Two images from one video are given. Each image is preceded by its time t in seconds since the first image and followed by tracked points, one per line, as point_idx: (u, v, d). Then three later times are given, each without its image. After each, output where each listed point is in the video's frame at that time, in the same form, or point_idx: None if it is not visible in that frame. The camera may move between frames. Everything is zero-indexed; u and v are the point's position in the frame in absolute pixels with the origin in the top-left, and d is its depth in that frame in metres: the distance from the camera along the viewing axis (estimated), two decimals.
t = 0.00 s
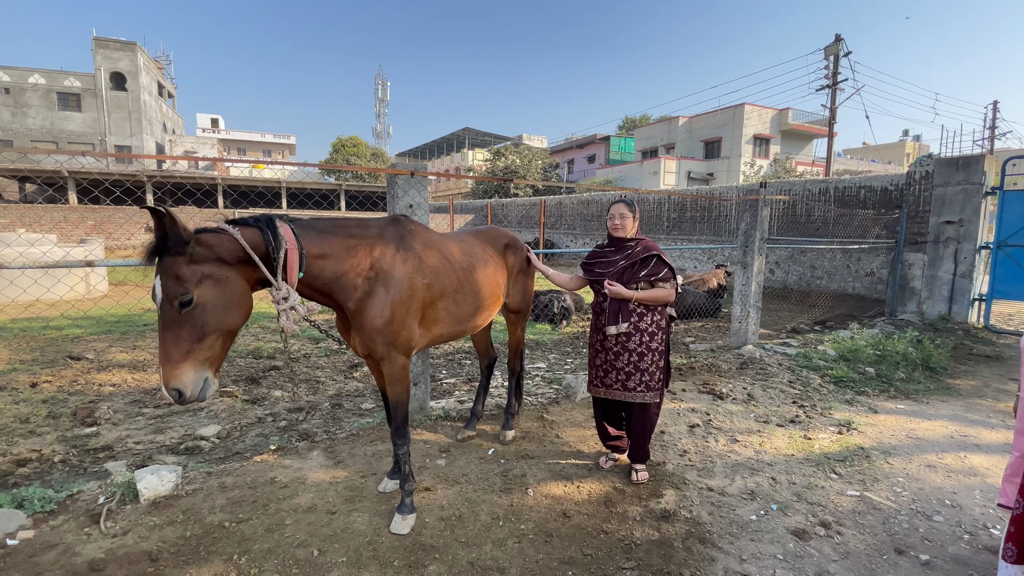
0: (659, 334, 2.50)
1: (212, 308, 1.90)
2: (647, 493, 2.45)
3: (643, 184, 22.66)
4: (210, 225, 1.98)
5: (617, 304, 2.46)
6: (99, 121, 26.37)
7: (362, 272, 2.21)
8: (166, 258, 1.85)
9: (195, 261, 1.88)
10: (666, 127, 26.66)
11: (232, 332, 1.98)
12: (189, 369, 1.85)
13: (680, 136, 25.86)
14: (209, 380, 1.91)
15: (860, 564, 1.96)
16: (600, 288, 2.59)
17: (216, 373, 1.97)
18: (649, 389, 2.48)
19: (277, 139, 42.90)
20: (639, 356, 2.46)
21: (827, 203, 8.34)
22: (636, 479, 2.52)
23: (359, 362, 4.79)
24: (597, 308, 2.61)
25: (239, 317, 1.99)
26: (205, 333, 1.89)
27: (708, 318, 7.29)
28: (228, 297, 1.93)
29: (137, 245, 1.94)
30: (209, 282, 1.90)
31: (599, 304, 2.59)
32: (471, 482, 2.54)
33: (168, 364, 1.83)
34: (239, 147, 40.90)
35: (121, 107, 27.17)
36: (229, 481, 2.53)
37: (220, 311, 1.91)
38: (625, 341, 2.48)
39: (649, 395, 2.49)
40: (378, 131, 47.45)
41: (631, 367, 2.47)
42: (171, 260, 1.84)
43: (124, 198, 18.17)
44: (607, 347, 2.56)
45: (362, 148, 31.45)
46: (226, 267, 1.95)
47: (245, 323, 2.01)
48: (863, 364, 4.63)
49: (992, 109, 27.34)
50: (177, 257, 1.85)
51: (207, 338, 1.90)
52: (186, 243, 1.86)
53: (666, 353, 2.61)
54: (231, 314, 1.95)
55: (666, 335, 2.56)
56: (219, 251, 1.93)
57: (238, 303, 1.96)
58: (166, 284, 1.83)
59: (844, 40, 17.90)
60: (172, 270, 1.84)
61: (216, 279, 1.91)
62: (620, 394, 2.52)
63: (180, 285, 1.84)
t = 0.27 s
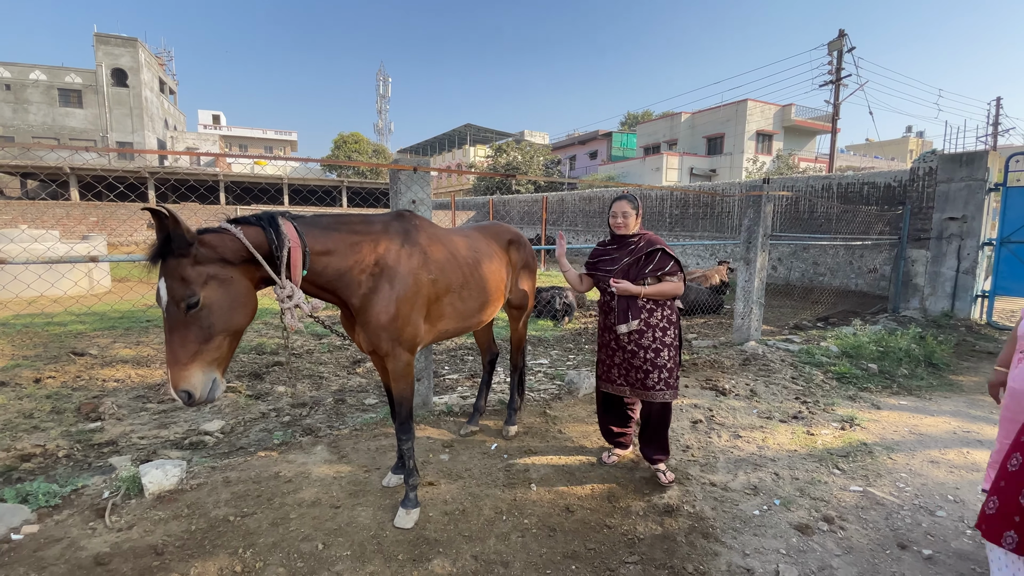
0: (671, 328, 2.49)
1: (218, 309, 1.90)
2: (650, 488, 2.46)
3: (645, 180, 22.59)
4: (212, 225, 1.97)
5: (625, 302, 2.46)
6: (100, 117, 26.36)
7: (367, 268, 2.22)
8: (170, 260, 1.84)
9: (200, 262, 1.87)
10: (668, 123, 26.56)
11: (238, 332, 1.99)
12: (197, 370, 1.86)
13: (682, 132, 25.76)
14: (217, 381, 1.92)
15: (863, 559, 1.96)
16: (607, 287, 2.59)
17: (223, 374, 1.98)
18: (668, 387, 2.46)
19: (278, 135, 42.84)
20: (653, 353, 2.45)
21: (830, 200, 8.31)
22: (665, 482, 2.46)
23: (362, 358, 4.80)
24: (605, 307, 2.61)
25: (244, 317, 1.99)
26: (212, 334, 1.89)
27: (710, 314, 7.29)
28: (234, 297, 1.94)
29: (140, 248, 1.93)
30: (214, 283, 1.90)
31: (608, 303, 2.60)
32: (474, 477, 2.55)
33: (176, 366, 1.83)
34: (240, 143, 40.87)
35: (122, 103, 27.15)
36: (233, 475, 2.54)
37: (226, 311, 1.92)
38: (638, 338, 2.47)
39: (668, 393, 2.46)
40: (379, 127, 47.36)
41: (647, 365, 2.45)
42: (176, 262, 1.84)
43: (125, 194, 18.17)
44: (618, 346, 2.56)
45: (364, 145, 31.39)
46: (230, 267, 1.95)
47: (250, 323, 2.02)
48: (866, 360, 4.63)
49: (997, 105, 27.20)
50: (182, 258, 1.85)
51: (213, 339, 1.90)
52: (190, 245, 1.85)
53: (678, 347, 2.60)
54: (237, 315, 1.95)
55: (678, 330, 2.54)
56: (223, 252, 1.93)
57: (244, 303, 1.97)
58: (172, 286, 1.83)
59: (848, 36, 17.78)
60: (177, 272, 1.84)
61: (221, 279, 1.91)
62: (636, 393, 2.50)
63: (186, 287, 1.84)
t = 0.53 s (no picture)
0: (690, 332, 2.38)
1: (222, 308, 1.90)
2: (652, 483, 2.47)
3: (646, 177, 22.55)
4: (214, 221, 1.96)
5: (645, 306, 2.34)
6: (100, 114, 26.32)
7: (372, 264, 2.21)
8: (173, 258, 1.83)
9: (204, 260, 1.87)
10: (669, 120, 26.49)
11: (240, 330, 1.99)
12: (200, 370, 1.86)
13: (684, 128, 25.71)
14: (220, 379, 1.93)
15: (864, 554, 1.97)
16: (623, 291, 2.45)
17: (225, 373, 1.98)
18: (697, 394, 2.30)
19: (279, 132, 42.76)
20: (677, 359, 2.32)
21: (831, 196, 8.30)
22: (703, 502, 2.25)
23: (364, 354, 4.81)
24: (621, 311, 2.46)
25: (247, 315, 2.00)
26: (216, 333, 1.89)
27: (711, 311, 7.29)
28: (238, 296, 1.94)
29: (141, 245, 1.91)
30: (218, 280, 1.90)
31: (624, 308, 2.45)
32: (476, 472, 2.56)
33: (179, 366, 1.83)
34: (241, 140, 40.82)
35: (122, 99, 27.10)
36: (236, 471, 2.55)
37: (230, 310, 1.92)
38: (657, 344, 2.34)
39: (695, 400, 2.30)
40: (380, 124, 47.30)
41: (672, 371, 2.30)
42: (179, 259, 1.83)
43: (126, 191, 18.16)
44: (634, 352, 2.41)
45: (364, 141, 31.33)
46: (232, 265, 1.94)
47: (253, 321, 2.02)
48: (867, 356, 4.63)
49: (999, 101, 27.12)
50: (186, 256, 1.84)
51: (217, 338, 1.90)
52: (194, 243, 1.85)
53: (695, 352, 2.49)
54: (241, 313, 1.96)
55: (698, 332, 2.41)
56: (227, 249, 1.92)
57: (246, 302, 1.97)
58: (176, 283, 1.82)
59: (850, 31, 17.70)
60: (181, 270, 1.83)
61: (224, 277, 1.91)
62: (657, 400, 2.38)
63: (190, 284, 1.84)
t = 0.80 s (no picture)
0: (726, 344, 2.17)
1: (221, 309, 1.90)
2: (653, 479, 2.47)
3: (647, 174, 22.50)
4: (216, 221, 1.96)
5: (694, 318, 2.07)
6: (102, 111, 26.34)
7: (375, 261, 2.22)
8: (174, 258, 1.84)
9: (204, 261, 1.88)
10: (672, 116, 26.40)
11: (239, 333, 1.99)
12: (198, 372, 1.86)
13: (686, 125, 25.62)
14: (217, 383, 1.92)
15: (865, 550, 1.97)
16: (667, 300, 2.14)
17: (222, 376, 1.98)
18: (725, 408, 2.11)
19: (280, 129, 42.76)
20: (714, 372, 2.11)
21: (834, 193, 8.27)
22: (706, 507, 2.19)
23: (366, 351, 4.82)
24: (660, 322, 2.17)
25: (247, 317, 2.00)
26: (215, 334, 1.89)
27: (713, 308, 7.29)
28: (237, 297, 1.94)
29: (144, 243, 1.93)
30: (219, 281, 1.90)
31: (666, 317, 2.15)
32: (477, 468, 2.57)
33: (176, 367, 1.83)
34: (242, 137, 40.82)
35: (124, 97, 27.10)
36: (238, 467, 2.56)
37: (229, 312, 1.92)
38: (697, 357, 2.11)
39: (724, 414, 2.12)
40: (382, 121, 47.26)
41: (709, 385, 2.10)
42: (180, 259, 1.84)
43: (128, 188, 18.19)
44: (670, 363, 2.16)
45: (366, 138, 31.29)
46: (233, 266, 1.95)
47: (252, 324, 2.02)
48: (869, 354, 4.62)
49: (1003, 98, 26.98)
50: (187, 256, 1.85)
51: (215, 340, 1.90)
52: (196, 242, 1.86)
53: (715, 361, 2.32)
54: (240, 315, 1.96)
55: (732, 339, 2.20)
56: (227, 250, 1.92)
57: (246, 304, 1.97)
58: (175, 284, 1.83)
59: (853, 27, 17.59)
60: (181, 270, 1.84)
61: (224, 279, 1.92)
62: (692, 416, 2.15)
63: (190, 285, 1.84)
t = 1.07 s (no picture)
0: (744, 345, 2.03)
1: (219, 319, 1.90)
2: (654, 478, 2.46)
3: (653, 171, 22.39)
4: (214, 228, 1.96)
5: (728, 323, 1.86)
6: (110, 110, 26.55)
7: (377, 261, 2.22)
8: (172, 267, 1.84)
9: (203, 270, 1.88)
10: (677, 113, 26.25)
11: (237, 343, 1.99)
12: (195, 383, 1.85)
13: (691, 122, 25.47)
14: (214, 394, 1.92)
15: (867, 551, 1.95)
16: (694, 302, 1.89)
17: (219, 387, 1.98)
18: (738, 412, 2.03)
19: (286, 128, 42.92)
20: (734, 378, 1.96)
21: (841, 190, 8.19)
22: (706, 506, 2.18)
23: (368, 348, 4.83)
24: (688, 327, 1.90)
25: (245, 326, 2.00)
26: (213, 344, 1.89)
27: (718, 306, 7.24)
28: (235, 307, 1.95)
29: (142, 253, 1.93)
30: (217, 291, 1.90)
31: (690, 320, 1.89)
32: (477, 466, 2.57)
33: (174, 379, 1.83)
34: (248, 136, 41.01)
35: (132, 96, 27.29)
36: (240, 463, 2.57)
37: (227, 321, 1.92)
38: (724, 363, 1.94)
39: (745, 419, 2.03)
40: (387, 119, 47.32)
41: (727, 391, 1.97)
42: (179, 269, 1.84)
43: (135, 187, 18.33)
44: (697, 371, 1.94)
45: (371, 136, 31.33)
46: (231, 275, 1.95)
47: (251, 333, 2.02)
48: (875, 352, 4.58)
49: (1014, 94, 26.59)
50: (185, 266, 1.85)
51: (213, 350, 1.90)
52: (195, 252, 1.86)
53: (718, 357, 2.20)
54: (238, 325, 1.96)
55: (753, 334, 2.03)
56: (226, 258, 1.93)
57: (245, 313, 1.98)
58: (173, 294, 1.83)
59: (862, 22, 17.39)
60: (180, 280, 1.85)
61: (223, 288, 1.92)
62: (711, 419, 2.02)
63: (188, 295, 1.85)
